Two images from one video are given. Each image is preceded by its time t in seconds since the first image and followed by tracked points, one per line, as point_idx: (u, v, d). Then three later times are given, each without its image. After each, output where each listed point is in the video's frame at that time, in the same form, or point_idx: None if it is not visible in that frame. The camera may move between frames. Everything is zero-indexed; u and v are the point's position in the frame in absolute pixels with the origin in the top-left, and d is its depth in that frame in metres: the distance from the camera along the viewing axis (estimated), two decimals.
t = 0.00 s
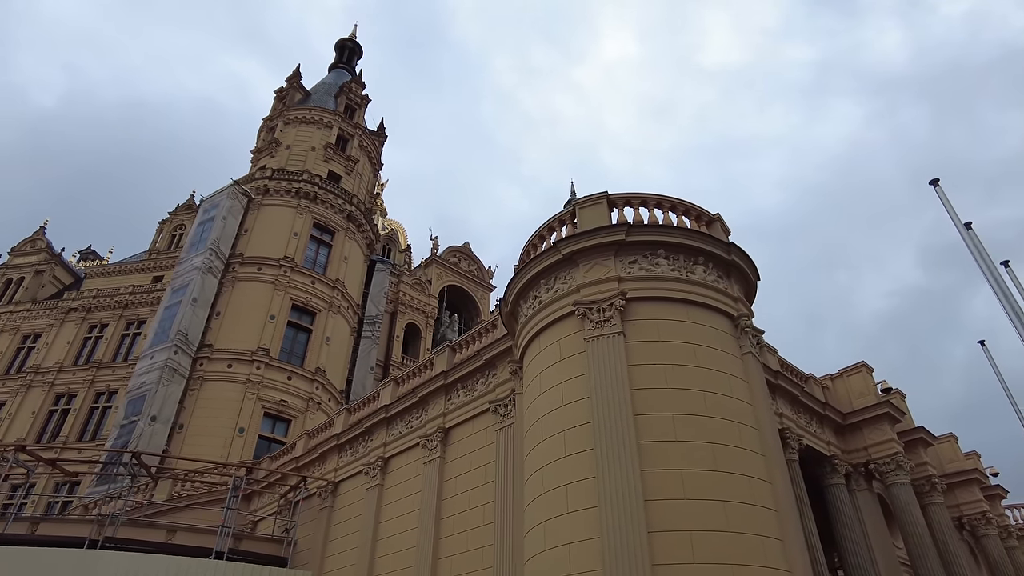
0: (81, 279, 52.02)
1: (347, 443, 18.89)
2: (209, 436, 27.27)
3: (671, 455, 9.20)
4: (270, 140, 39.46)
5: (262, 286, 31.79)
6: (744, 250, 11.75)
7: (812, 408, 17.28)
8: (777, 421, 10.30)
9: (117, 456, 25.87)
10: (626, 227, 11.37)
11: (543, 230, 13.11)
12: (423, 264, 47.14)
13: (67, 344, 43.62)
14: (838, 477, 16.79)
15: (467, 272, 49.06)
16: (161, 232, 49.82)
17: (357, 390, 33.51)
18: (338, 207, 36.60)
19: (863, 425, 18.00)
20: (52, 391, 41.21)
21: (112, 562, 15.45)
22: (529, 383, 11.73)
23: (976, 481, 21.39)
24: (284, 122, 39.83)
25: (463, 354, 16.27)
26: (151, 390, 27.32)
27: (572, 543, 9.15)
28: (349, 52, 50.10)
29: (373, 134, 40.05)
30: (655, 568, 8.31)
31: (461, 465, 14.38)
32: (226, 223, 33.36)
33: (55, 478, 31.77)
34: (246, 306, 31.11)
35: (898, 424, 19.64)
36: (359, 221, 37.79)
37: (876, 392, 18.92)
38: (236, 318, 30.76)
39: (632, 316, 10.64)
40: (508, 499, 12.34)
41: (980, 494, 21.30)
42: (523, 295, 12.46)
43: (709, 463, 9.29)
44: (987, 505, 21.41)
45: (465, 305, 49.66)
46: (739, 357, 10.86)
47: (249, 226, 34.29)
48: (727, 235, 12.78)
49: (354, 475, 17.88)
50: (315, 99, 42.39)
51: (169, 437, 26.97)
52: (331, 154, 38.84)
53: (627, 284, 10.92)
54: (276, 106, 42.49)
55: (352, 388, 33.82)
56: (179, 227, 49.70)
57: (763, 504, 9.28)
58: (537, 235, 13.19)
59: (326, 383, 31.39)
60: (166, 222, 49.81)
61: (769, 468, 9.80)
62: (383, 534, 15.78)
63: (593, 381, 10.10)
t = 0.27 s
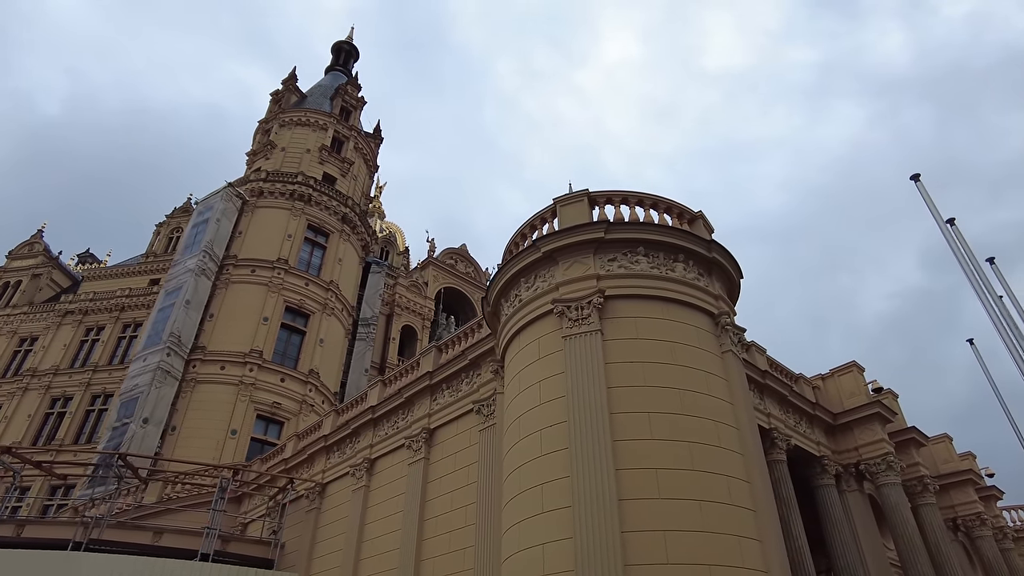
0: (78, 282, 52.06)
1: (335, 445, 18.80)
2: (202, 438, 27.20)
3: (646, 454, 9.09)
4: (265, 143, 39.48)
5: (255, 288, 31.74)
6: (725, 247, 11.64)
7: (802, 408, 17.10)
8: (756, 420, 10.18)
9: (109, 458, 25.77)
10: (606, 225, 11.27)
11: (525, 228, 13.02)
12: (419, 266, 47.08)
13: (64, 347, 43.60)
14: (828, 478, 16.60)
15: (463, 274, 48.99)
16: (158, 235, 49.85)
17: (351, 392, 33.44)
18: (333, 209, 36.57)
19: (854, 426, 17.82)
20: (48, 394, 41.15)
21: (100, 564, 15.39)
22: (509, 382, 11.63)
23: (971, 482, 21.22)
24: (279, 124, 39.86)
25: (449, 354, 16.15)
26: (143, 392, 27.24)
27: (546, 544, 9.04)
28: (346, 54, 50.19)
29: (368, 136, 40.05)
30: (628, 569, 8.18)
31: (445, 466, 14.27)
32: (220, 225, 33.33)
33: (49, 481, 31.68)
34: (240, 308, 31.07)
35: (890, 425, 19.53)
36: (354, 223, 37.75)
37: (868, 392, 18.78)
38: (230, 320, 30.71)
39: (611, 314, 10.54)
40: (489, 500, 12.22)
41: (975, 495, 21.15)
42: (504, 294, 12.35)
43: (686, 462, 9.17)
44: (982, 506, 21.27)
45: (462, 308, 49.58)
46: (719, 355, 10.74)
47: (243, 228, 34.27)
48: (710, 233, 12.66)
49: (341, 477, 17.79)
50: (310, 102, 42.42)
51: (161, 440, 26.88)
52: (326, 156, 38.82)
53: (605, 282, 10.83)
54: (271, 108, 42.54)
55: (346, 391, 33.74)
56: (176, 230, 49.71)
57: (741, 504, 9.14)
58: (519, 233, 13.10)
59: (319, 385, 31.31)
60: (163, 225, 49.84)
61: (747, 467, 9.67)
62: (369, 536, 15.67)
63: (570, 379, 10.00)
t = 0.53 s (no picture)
0: (76, 286, 52.12)
1: (323, 446, 18.71)
2: (194, 440, 27.15)
3: (621, 453, 8.98)
4: (261, 145, 39.52)
5: (249, 291, 31.72)
6: (707, 245, 11.54)
7: (792, 408, 16.93)
8: (736, 418, 10.05)
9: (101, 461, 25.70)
10: (586, 222, 11.18)
11: (507, 227, 12.95)
12: (416, 268, 47.02)
13: (61, 350, 43.60)
14: (819, 479, 16.44)
15: (461, 276, 48.92)
16: (156, 238, 49.88)
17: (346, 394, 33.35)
18: (327, 211, 36.56)
19: (845, 426, 17.63)
20: (44, 397, 41.10)
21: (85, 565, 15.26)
22: (489, 381, 11.54)
23: (967, 483, 21.03)
24: (275, 127, 39.89)
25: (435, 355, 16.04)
26: (136, 394, 27.19)
27: (520, 544, 8.93)
28: (342, 57, 50.28)
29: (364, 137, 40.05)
30: (600, 569, 8.06)
31: (429, 467, 14.16)
32: (215, 227, 33.33)
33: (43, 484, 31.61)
34: (234, 310, 31.06)
35: (882, 425, 19.38)
36: (349, 225, 37.73)
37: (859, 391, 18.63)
38: (224, 323, 30.69)
39: (589, 312, 10.45)
40: (470, 500, 12.08)
41: (971, 496, 20.97)
42: (484, 293, 12.27)
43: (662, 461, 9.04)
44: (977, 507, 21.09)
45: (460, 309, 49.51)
46: (699, 353, 10.63)
47: (237, 231, 34.29)
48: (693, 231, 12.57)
49: (329, 478, 17.70)
50: (306, 104, 42.48)
51: (153, 442, 26.82)
52: (321, 158, 38.83)
53: (584, 280, 10.74)
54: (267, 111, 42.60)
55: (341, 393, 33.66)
56: (173, 233, 49.74)
57: (718, 503, 9.00)
58: (502, 232, 13.03)
59: (313, 387, 31.23)
60: (161, 228, 49.87)
61: (726, 466, 9.53)
62: (354, 538, 15.57)
63: (546, 378, 9.90)
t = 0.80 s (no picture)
0: (75, 286, 52.26)
1: (313, 445, 18.66)
2: (189, 440, 27.13)
3: (597, 449, 8.88)
4: (257, 145, 39.51)
5: (244, 290, 31.70)
6: (688, 238, 11.40)
7: (783, 405, 16.77)
8: (715, 414, 9.94)
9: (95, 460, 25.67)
10: (566, 217, 11.08)
11: (490, 222, 12.83)
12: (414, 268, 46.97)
13: (59, 350, 43.70)
14: (810, 476, 16.30)
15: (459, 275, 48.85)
16: (154, 239, 49.95)
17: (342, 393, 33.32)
18: (323, 210, 36.52)
19: (837, 423, 17.44)
20: (43, 398, 41.17)
21: (68, 563, 15.34)
22: (470, 377, 11.45)
23: (963, 480, 20.86)
24: (271, 126, 39.88)
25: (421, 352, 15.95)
26: (130, 394, 27.18)
27: (495, 542, 8.83)
28: (339, 56, 50.25)
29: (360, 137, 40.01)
30: (573, 566, 7.96)
31: (414, 465, 14.09)
32: (210, 227, 33.32)
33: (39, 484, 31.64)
34: (228, 309, 31.05)
35: (875, 422, 19.24)
36: (345, 224, 37.69)
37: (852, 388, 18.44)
38: (219, 322, 30.67)
39: (568, 308, 10.35)
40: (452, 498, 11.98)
41: (967, 494, 20.78)
42: (465, 289, 12.15)
43: (638, 458, 8.93)
44: (974, 505, 20.93)
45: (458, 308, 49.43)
46: (679, 349, 10.51)
47: (233, 230, 34.29)
48: (676, 225, 12.44)
49: (318, 477, 17.65)
50: (302, 104, 42.47)
51: (148, 441, 26.80)
52: (317, 157, 38.81)
53: (564, 276, 10.64)
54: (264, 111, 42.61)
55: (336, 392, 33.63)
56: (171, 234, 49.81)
57: (695, 500, 8.88)
58: (484, 228, 12.91)
59: (309, 387, 31.21)
60: (159, 228, 49.93)
61: (705, 463, 9.41)
62: (341, 536, 15.51)
63: (524, 374, 9.79)
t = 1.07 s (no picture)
0: (75, 288, 52.40)
1: (301, 445, 18.60)
2: (183, 440, 27.14)
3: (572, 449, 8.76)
4: (253, 145, 39.52)
5: (239, 290, 31.68)
6: (669, 235, 11.28)
7: (773, 404, 16.63)
8: (694, 412, 9.82)
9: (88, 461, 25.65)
10: (545, 214, 10.98)
11: (471, 220, 12.73)
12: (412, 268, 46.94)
13: (58, 352, 43.79)
14: (800, 475, 16.16)
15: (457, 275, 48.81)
16: (153, 240, 50.04)
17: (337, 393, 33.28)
18: (319, 210, 36.49)
19: (828, 422, 17.28)
20: (41, 399, 41.25)
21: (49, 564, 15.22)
22: (449, 377, 11.33)
23: (959, 479, 20.68)
24: (267, 127, 39.88)
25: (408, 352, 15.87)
26: (124, 394, 27.17)
27: (468, 542, 8.72)
28: (337, 56, 50.26)
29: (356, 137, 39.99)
30: (543, 567, 7.86)
31: (398, 465, 14.00)
32: (205, 227, 33.32)
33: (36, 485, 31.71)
34: (223, 310, 31.06)
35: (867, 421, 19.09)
36: (341, 224, 37.65)
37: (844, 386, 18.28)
38: (213, 322, 30.67)
39: (545, 306, 10.24)
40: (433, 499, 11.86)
41: (963, 493, 20.60)
42: (446, 288, 12.03)
43: (613, 457, 8.80)
44: (969, 504, 20.75)
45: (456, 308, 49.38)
46: (659, 347, 10.40)
47: (228, 231, 34.29)
48: (658, 222, 12.37)
49: (306, 478, 17.59)
50: (299, 104, 42.47)
51: (142, 442, 26.80)
52: (313, 157, 38.79)
53: (542, 273, 10.53)
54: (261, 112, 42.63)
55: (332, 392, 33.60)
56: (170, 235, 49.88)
57: (672, 500, 8.74)
58: (466, 226, 12.82)
59: (303, 387, 31.18)
60: (158, 229, 50.02)
61: (682, 462, 9.27)
62: (327, 537, 15.43)
63: (499, 373, 9.68)
